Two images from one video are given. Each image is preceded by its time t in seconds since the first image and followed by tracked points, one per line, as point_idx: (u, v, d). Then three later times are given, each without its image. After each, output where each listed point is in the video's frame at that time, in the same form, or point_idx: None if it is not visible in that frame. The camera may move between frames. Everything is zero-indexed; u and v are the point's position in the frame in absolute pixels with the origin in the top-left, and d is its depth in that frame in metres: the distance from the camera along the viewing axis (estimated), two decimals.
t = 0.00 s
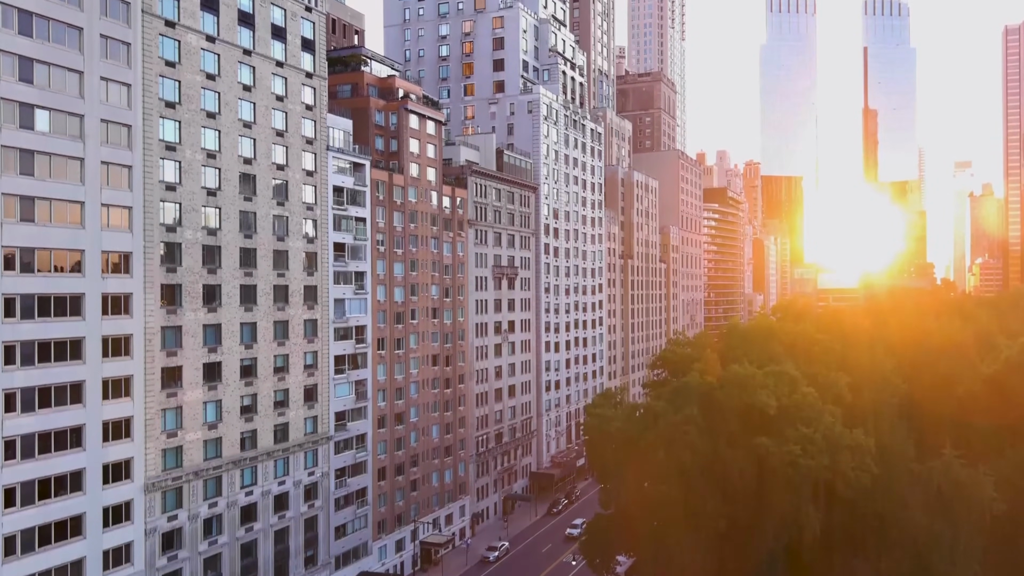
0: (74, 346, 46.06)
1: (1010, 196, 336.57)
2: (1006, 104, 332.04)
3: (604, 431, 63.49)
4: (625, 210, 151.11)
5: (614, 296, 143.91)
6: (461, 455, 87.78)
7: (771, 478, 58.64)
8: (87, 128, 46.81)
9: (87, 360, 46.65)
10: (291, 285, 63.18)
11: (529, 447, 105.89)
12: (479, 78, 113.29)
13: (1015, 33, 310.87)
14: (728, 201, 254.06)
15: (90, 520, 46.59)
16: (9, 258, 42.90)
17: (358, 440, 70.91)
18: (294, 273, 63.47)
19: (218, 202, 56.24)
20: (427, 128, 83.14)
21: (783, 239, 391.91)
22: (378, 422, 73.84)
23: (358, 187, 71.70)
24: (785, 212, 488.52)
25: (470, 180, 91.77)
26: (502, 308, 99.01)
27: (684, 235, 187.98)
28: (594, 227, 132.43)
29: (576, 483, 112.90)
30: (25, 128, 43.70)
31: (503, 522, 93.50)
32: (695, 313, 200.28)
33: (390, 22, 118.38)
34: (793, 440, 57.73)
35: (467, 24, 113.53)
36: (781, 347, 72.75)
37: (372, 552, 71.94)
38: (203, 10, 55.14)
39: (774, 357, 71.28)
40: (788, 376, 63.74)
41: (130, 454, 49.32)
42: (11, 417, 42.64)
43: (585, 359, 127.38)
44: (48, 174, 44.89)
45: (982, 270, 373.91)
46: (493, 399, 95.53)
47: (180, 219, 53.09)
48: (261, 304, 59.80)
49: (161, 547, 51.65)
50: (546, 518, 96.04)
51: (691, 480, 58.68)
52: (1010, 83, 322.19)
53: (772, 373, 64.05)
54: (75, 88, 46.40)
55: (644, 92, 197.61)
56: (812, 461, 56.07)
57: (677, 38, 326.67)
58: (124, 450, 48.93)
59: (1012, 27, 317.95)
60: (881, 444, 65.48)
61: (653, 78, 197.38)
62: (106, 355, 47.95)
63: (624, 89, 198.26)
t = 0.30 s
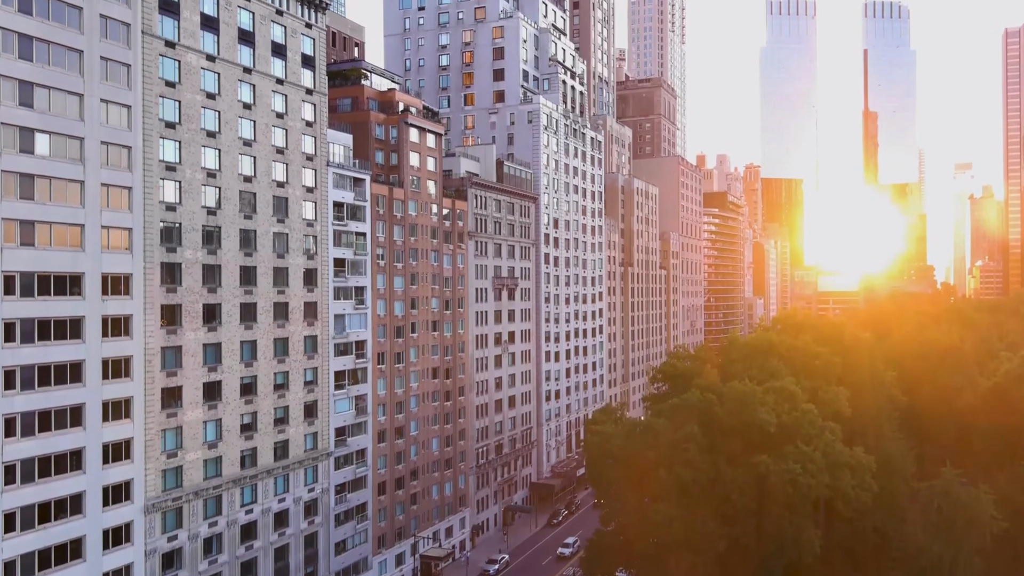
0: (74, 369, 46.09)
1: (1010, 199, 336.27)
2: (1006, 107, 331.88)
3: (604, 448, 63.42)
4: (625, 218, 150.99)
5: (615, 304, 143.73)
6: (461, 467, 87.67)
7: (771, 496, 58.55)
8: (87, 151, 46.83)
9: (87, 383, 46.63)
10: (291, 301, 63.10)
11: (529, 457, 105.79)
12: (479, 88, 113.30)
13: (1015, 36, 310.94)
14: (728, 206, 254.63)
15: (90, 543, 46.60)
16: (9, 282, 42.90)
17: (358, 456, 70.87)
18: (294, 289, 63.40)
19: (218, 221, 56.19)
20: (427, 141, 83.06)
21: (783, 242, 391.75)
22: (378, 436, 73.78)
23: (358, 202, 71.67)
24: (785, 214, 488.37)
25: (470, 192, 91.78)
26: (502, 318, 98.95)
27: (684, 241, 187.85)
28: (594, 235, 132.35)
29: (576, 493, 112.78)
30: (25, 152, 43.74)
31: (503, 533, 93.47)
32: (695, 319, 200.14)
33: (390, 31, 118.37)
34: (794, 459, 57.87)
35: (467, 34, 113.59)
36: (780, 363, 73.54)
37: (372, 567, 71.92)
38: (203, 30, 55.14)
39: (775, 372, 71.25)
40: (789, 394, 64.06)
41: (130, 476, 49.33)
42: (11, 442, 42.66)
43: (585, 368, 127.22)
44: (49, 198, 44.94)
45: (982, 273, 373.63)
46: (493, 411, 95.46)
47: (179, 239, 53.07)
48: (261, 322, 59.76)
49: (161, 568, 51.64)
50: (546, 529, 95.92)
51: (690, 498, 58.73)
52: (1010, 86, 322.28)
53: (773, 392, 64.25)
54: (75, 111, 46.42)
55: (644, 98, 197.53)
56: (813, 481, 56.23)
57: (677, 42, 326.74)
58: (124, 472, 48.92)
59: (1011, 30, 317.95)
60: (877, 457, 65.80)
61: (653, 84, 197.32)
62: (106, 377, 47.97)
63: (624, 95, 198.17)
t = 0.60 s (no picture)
0: (74, 392, 46.14)
1: (1010, 201, 336.08)
2: (1006, 110, 331.61)
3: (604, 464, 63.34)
4: (625, 225, 150.99)
5: (615, 312, 143.67)
6: (462, 479, 87.60)
7: (772, 514, 58.52)
8: (87, 174, 46.87)
9: (87, 406, 46.67)
10: (291, 318, 63.08)
11: (529, 467, 105.76)
12: (480, 97, 113.34)
13: (1014, 38, 311.35)
14: (728, 210, 255.50)
15: (90, 565, 46.61)
16: (9, 307, 42.90)
17: (358, 470, 70.88)
18: (294, 306, 63.37)
19: (218, 240, 56.15)
20: (427, 154, 83.06)
21: (783, 245, 391.57)
22: (378, 451, 73.75)
23: (358, 217, 71.69)
24: (785, 216, 488.18)
25: (470, 203, 91.82)
26: (502, 329, 98.95)
27: (684, 247, 187.82)
28: (594, 243, 132.36)
29: (576, 502, 112.76)
30: (25, 176, 43.76)
31: (503, 545, 93.46)
32: (695, 324, 200.02)
33: (390, 40, 118.40)
34: (794, 477, 58.08)
35: (467, 44, 113.67)
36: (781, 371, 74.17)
37: None
38: (203, 49, 55.16)
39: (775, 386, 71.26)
40: (789, 410, 64.19)
41: (131, 497, 49.33)
42: (11, 466, 42.67)
43: (585, 376, 127.17)
44: (48, 222, 44.96)
45: (982, 275, 373.29)
46: (493, 422, 95.45)
47: (179, 259, 53.03)
48: (261, 339, 59.74)
49: None
50: (546, 540, 95.74)
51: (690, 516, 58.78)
52: (1010, 88, 322.11)
53: (773, 407, 64.46)
54: (75, 133, 46.44)
55: (644, 104, 197.54)
56: (812, 499, 56.50)
57: (677, 45, 326.81)
58: (124, 493, 48.94)
59: (1011, 33, 318.22)
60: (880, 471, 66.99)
61: (653, 90, 197.28)
62: (106, 399, 48.00)
63: (624, 101, 198.08)
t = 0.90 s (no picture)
0: (74, 416, 46.16)
1: (1010, 203, 335.81)
2: (1005, 113, 331.39)
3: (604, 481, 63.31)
4: (625, 232, 150.96)
5: (615, 320, 143.48)
6: (462, 491, 87.53)
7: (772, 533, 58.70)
8: (87, 196, 46.90)
9: (87, 428, 46.68)
10: (291, 335, 63.05)
11: (529, 478, 105.76)
12: (480, 107, 113.33)
13: (1015, 41, 311.40)
14: (728, 214, 255.41)
15: None
16: (9, 332, 42.88)
17: (358, 485, 70.87)
18: (294, 322, 63.34)
19: (218, 259, 56.14)
20: (427, 167, 83.06)
21: (783, 249, 391.39)
22: (378, 465, 73.73)
23: (358, 232, 71.71)
24: (785, 219, 488.09)
25: (470, 215, 91.87)
26: (502, 340, 98.94)
27: (683, 253, 187.77)
28: (594, 252, 132.36)
29: (576, 512, 112.74)
30: (25, 200, 43.78)
31: (503, 556, 93.45)
32: (695, 330, 199.95)
33: (391, 49, 118.45)
34: (794, 495, 58.45)
35: (467, 53, 113.68)
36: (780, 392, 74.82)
37: None
38: (203, 68, 55.18)
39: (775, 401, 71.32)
40: (789, 425, 64.21)
41: (130, 518, 49.33)
42: (11, 491, 42.65)
43: (585, 385, 127.14)
44: (48, 245, 44.96)
45: (983, 277, 372.74)
46: (493, 433, 95.44)
47: (179, 279, 53.01)
48: (261, 357, 59.72)
49: None
50: (546, 552, 95.58)
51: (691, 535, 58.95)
52: (1010, 92, 321.98)
53: (772, 423, 64.58)
54: (75, 156, 46.46)
55: (644, 110, 197.43)
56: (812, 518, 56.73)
57: (677, 49, 326.78)
58: (124, 515, 48.93)
59: (1011, 36, 318.19)
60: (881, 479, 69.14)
61: (653, 96, 197.17)
62: (106, 421, 48.01)
63: (624, 107, 197.97)
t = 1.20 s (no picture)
0: (74, 438, 46.15)
1: (1010, 204, 335.20)
2: (1005, 115, 330.99)
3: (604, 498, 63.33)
4: (625, 240, 150.93)
5: (615, 328, 143.32)
6: (462, 504, 87.47)
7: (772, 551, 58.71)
8: (87, 219, 46.92)
9: (87, 451, 46.68)
10: (291, 352, 63.02)
11: (529, 488, 105.70)
12: (480, 117, 113.33)
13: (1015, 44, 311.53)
14: (728, 219, 255.56)
15: None
16: (9, 357, 42.87)
17: (358, 500, 70.87)
18: (294, 339, 63.32)
19: (218, 277, 56.13)
20: (427, 180, 83.11)
21: (783, 251, 390.95)
22: (378, 480, 73.69)
23: (358, 247, 71.75)
24: (785, 222, 488.00)
25: (470, 227, 91.91)
26: (502, 351, 98.93)
27: (683, 259, 187.72)
28: (594, 260, 132.34)
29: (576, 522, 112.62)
30: (25, 224, 43.79)
31: (503, 568, 93.38)
32: (695, 335, 199.82)
33: (391, 59, 118.57)
34: (794, 514, 58.63)
35: (467, 63, 113.71)
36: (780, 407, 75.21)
37: None
38: (203, 87, 55.18)
39: (776, 417, 71.38)
40: (789, 442, 64.14)
41: (130, 540, 49.32)
42: (11, 516, 42.62)
43: (585, 394, 127.06)
44: (48, 268, 44.97)
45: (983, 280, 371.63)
46: (493, 444, 95.38)
47: (180, 298, 53.02)
48: (261, 375, 59.70)
49: None
50: (547, 562, 95.34)
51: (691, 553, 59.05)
52: (1010, 95, 321.50)
53: (772, 440, 64.57)
54: (75, 179, 46.49)
55: (644, 116, 197.39)
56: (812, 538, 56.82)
57: (677, 52, 326.63)
58: (124, 536, 48.92)
59: (1012, 39, 318.19)
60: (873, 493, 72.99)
61: (653, 102, 197.11)
62: (106, 443, 48.02)
63: (624, 113, 198.01)
